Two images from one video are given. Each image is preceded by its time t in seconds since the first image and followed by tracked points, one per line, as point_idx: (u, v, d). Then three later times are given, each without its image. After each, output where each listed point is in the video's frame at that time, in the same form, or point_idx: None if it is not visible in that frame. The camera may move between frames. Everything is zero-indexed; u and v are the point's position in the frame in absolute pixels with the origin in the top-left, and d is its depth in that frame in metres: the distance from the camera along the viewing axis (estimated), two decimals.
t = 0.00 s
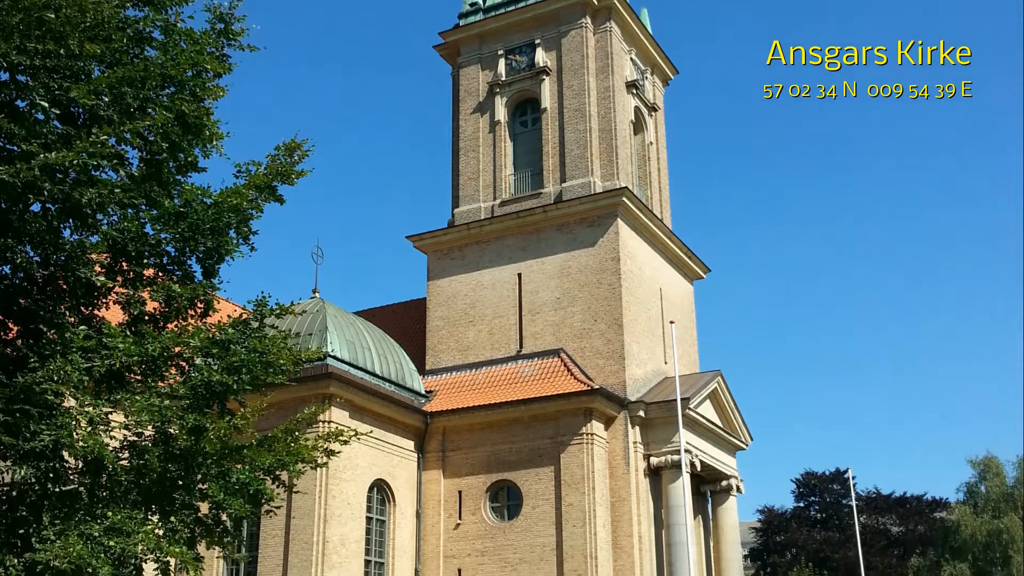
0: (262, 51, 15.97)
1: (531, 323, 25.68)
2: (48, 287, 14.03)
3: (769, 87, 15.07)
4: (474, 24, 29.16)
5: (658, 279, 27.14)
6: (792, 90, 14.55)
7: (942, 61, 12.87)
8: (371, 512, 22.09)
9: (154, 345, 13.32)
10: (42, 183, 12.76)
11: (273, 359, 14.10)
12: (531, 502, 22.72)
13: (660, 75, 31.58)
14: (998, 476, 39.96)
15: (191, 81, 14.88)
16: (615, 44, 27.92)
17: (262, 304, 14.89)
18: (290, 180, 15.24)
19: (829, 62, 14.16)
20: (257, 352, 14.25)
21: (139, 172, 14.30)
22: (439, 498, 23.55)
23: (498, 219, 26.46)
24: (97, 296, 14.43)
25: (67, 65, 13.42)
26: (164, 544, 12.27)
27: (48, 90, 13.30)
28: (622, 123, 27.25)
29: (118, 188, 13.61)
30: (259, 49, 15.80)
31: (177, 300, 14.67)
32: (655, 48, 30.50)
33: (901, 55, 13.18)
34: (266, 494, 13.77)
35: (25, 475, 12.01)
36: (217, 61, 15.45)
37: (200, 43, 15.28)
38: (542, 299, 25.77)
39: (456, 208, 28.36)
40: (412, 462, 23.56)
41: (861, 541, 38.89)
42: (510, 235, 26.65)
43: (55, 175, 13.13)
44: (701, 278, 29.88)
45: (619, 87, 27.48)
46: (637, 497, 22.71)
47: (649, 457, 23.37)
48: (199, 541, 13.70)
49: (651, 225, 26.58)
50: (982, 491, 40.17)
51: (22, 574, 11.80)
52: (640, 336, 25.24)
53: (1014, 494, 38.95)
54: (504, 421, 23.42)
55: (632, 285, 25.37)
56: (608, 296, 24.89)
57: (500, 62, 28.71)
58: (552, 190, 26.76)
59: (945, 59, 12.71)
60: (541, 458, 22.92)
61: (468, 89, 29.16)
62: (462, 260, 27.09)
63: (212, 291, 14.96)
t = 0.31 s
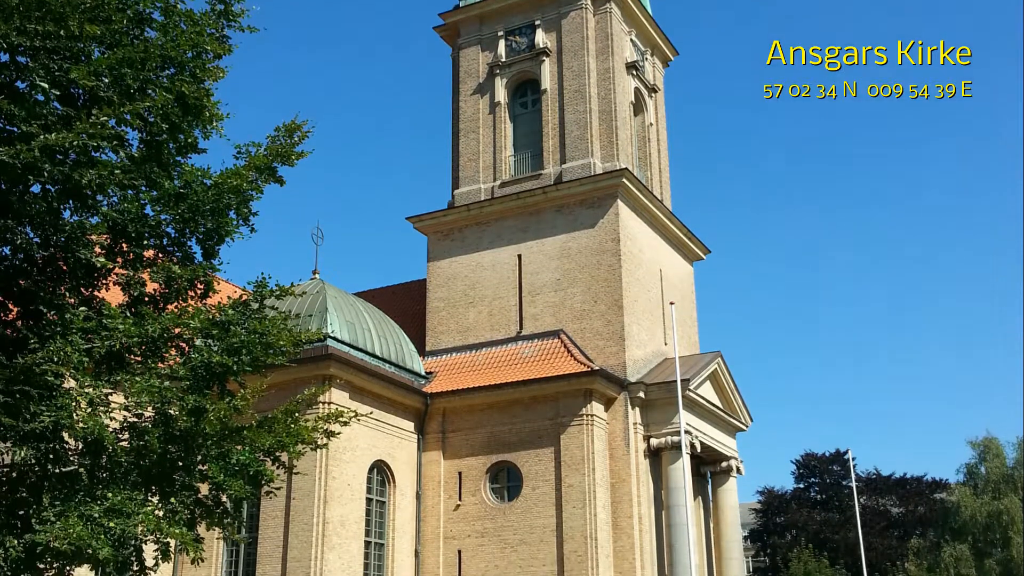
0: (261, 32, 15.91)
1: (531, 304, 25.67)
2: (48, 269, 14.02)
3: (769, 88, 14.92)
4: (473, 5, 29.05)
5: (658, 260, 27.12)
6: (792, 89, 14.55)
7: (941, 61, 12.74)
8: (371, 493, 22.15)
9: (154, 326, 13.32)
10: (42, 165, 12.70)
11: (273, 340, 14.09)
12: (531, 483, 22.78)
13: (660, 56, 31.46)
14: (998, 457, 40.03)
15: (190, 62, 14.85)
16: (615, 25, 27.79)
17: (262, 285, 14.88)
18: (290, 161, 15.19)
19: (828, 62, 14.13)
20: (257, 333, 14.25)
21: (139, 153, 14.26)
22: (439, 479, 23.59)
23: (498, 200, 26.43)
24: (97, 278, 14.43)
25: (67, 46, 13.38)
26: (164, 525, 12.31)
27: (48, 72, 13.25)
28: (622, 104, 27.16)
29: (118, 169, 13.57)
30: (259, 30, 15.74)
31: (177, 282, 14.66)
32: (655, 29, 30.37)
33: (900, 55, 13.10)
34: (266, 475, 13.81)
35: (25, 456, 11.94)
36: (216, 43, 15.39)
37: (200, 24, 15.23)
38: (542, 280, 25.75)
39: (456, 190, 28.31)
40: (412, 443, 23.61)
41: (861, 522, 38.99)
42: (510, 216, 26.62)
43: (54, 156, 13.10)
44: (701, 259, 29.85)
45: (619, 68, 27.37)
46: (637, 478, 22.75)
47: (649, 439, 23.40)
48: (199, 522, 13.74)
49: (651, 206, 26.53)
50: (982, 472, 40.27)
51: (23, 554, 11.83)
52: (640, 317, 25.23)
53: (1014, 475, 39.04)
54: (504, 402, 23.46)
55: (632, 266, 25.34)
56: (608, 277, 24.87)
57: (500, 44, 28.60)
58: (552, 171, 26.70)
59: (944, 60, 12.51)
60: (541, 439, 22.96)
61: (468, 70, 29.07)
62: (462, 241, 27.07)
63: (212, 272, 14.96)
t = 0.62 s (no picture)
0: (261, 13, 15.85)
1: (531, 286, 25.65)
2: (48, 250, 14.01)
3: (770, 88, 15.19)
4: None
5: (658, 241, 27.09)
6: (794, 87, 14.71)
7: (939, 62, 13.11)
8: (371, 474, 22.22)
9: (154, 308, 13.33)
10: (42, 146, 12.65)
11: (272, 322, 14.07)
12: (531, 464, 22.84)
13: (660, 38, 31.34)
14: (998, 439, 40.13)
15: (190, 43, 14.80)
16: (616, 6, 27.66)
17: (262, 266, 14.87)
18: (291, 143, 15.15)
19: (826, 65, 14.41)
20: (257, 314, 14.23)
21: (139, 134, 14.21)
22: (439, 460, 23.66)
23: (498, 181, 26.38)
24: (97, 259, 14.42)
25: (68, 28, 13.34)
26: (164, 506, 12.35)
27: (48, 53, 13.20)
28: (622, 85, 27.05)
29: (118, 151, 13.54)
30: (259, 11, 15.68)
31: (177, 263, 14.65)
32: (656, 10, 30.24)
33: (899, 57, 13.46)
34: (266, 457, 13.83)
35: (25, 437, 11.95)
36: (216, 24, 15.34)
37: (200, 5, 15.17)
38: (542, 262, 25.73)
39: (456, 171, 28.25)
40: (412, 424, 23.65)
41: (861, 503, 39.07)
42: (510, 197, 26.58)
43: (55, 138, 13.06)
44: (701, 240, 29.83)
45: (619, 49, 27.26)
46: (637, 459, 22.80)
47: (649, 420, 23.44)
48: (199, 503, 13.80)
49: (651, 187, 26.48)
50: (982, 454, 40.37)
51: (23, 536, 11.87)
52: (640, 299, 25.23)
53: (1014, 457, 39.13)
54: (504, 383, 23.49)
55: (632, 248, 25.32)
56: (608, 259, 24.84)
57: (501, 25, 28.50)
58: (552, 152, 26.64)
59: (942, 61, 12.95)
60: (541, 420, 23.02)
61: (468, 51, 28.99)
62: (462, 222, 27.05)
63: (212, 254, 14.95)
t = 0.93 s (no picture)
0: None
1: (531, 265, 25.64)
2: (48, 229, 13.98)
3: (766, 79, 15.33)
4: None
5: (658, 220, 27.06)
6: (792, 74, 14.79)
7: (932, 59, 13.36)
8: (371, 454, 22.29)
9: (154, 287, 13.33)
10: (42, 125, 12.61)
11: (272, 301, 14.06)
12: (531, 444, 22.90)
13: (660, 16, 31.20)
14: (998, 418, 40.22)
15: (190, 23, 14.75)
16: None
17: (262, 245, 14.86)
18: (290, 122, 15.11)
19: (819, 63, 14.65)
20: (257, 293, 14.22)
21: (138, 113, 14.16)
22: (439, 440, 23.72)
23: (498, 160, 26.32)
24: (97, 239, 14.41)
25: (67, 6, 13.34)
26: (164, 485, 12.39)
27: (48, 32, 13.19)
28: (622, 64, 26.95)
29: (119, 130, 13.50)
30: None
31: (177, 242, 14.63)
32: None
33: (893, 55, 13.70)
34: (266, 436, 13.86)
35: (25, 416, 11.97)
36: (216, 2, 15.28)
37: None
38: (542, 241, 25.71)
39: (456, 150, 28.19)
40: (412, 403, 23.70)
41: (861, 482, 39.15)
42: (510, 176, 26.54)
43: (55, 117, 13.03)
44: (701, 219, 29.78)
45: (619, 28, 27.14)
46: (637, 438, 22.85)
47: (649, 399, 23.49)
48: (199, 482, 13.85)
49: (651, 166, 26.42)
50: (982, 433, 40.47)
51: (23, 515, 11.91)
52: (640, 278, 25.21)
53: (1013, 436, 39.23)
54: (504, 362, 23.52)
55: (632, 227, 25.29)
56: (608, 238, 24.81)
57: (501, 4, 28.39)
58: (552, 131, 26.56)
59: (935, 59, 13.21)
60: (541, 399, 23.07)
61: (467, 31, 28.89)
62: (462, 201, 27.02)
63: (212, 233, 14.94)
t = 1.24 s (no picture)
0: None
1: (531, 246, 25.62)
2: (48, 211, 13.98)
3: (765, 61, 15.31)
4: None
5: (659, 201, 27.02)
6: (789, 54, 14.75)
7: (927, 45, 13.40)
8: (371, 435, 22.35)
9: (154, 268, 13.33)
10: (42, 106, 12.58)
11: (273, 282, 14.07)
12: (531, 425, 22.95)
13: None
14: (998, 399, 40.28)
15: (190, 4, 14.72)
16: None
17: (262, 227, 14.85)
18: (291, 104, 15.07)
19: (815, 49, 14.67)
20: (257, 275, 14.22)
21: (139, 94, 14.13)
22: (439, 421, 23.78)
23: (498, 141, 26.27)
24: (98, 220, 14.42)
25: None
26: (164, 466, 12.43)
27: (48, 13, 13.15)
28: (622, 45, 26.85)
29: (119, 111, 13.49)
30: None
31: (177, 223, 14.63)
32: None
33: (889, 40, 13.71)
34: (266, 417, 13.90)
35: (25, 397, 11.99)
36: None
37: None
38: (542, 222, 25.68)
39: (456, 131, 28.12)
40: (412, 384, 23.74)
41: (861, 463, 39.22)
42: (510, 157, 26.49)
43: (55, 98, 12.98)
44: (701, 200, 29.74)
45: (619, 9, 27.03)
46: (637, 420, 22.90)
47: (649, 380, 23.53)
48: (199, 463, 13.89)
49: (651, 147, 26.37)
50: (982, 414, 40.53)
51: (23, 496, 11.95)
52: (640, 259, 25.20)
53: (1013, 417, 39.30)
54: (504, 343, 23.55)
55: (632, 207, 25.26)
56: (608, 219, 24.78)
57: None
58: (552, 112, 26.49)
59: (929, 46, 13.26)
60: (541, 380, 23.11)
61: (467, 12, 28.78)
62: (462, 182, 26.98)
63: (212, 214, 14.94)
